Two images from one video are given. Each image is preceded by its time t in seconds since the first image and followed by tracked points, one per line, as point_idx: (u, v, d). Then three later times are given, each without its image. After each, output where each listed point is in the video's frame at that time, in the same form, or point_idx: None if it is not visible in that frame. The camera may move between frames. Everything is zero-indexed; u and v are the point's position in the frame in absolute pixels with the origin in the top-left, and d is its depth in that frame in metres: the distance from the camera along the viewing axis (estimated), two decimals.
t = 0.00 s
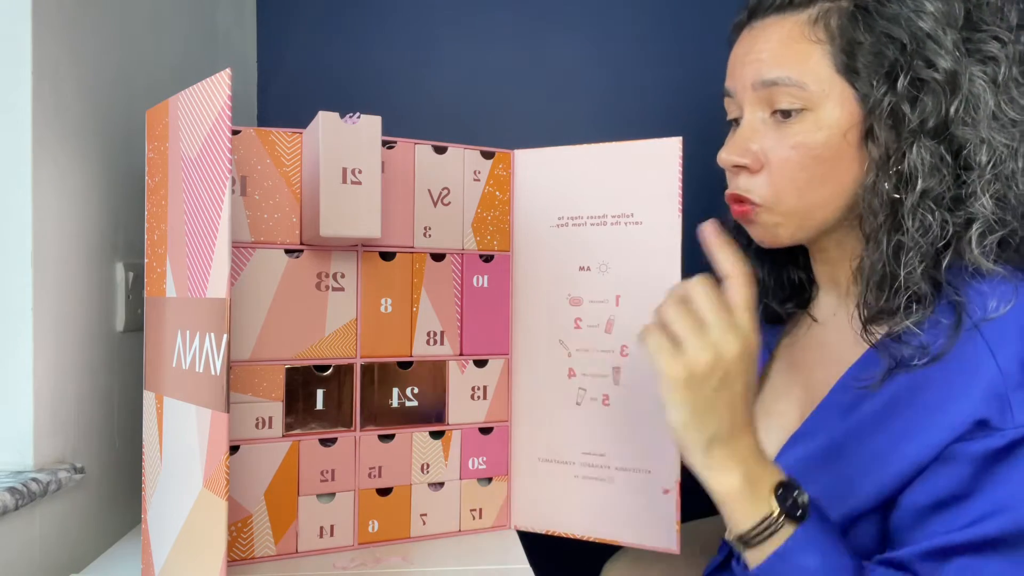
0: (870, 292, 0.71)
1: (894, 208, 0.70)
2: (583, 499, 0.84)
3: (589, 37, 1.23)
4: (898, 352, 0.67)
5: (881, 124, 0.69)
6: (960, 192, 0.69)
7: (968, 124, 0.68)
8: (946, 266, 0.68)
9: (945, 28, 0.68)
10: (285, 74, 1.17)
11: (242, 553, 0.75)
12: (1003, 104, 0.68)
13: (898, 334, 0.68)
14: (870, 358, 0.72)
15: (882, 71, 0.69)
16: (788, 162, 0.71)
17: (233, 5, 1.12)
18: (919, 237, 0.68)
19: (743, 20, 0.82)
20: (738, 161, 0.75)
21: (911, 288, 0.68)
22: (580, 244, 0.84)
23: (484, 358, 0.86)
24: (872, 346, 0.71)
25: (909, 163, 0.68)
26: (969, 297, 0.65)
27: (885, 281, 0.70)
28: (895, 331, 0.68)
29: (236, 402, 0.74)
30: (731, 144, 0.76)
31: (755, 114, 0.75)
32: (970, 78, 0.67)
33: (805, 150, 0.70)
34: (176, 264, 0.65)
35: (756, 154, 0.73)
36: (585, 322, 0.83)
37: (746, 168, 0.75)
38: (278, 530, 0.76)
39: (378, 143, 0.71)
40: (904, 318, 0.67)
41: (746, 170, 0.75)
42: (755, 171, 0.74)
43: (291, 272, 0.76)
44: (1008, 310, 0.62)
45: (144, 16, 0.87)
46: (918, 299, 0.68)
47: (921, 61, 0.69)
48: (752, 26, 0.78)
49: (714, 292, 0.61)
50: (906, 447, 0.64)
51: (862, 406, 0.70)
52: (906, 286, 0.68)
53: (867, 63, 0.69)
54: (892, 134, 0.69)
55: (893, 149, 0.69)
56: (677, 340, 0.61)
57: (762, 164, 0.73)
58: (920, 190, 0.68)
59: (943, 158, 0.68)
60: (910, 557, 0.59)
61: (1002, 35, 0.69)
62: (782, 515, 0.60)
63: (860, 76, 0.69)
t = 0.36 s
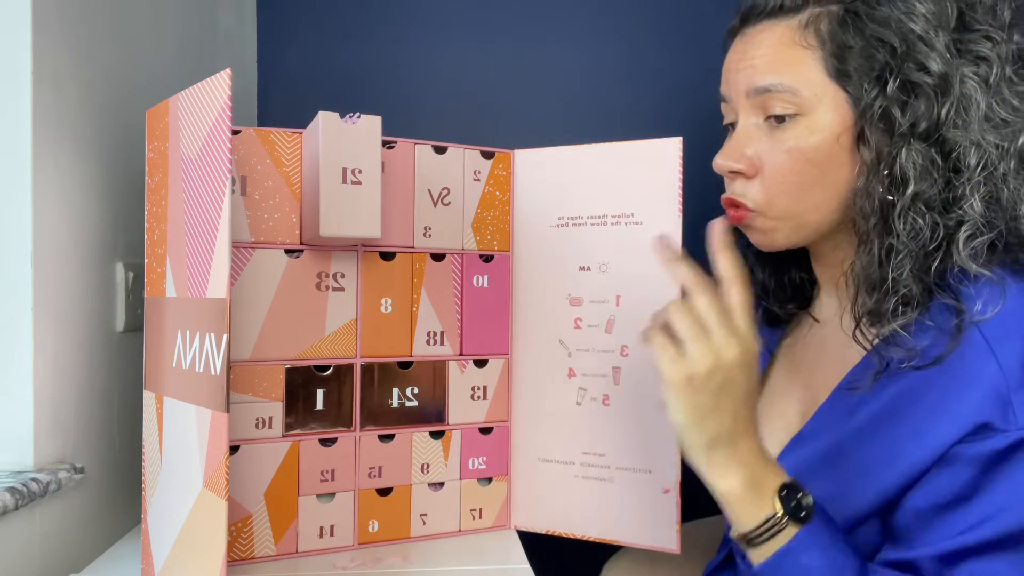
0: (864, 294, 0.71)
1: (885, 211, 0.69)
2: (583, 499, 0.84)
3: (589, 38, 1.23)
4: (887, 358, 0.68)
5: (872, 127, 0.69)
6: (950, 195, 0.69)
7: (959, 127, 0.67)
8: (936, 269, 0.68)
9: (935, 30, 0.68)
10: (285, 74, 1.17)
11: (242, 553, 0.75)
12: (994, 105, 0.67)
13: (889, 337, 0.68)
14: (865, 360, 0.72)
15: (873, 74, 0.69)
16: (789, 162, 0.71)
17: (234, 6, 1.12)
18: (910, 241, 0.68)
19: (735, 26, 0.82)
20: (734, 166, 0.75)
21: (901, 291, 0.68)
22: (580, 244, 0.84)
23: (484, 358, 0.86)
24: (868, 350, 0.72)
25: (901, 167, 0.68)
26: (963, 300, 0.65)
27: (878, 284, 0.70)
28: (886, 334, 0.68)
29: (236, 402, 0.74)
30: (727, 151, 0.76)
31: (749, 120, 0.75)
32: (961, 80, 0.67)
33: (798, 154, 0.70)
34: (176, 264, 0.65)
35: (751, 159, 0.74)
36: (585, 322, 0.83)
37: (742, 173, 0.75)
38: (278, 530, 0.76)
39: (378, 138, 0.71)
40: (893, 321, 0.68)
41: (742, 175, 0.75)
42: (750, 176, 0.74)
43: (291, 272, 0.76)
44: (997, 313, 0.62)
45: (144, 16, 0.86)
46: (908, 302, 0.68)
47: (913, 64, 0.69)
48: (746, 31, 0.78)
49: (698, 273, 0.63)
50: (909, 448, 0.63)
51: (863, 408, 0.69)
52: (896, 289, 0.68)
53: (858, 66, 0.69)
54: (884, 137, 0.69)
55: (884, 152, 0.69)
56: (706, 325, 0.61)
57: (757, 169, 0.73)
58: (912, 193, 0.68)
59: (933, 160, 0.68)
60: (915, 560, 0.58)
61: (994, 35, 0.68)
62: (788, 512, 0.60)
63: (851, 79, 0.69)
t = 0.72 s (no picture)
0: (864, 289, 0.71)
1: (886, 208, 0.69)
2: (583, 499, 0.84)
3: (589, 38, 1.23)
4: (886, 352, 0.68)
5: (874, 124, 0.69)
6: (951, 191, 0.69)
7: (960, 124, 0.68)
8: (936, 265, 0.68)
9: (936, 27, 0.68)
10: (285, 74, 1.17)
11: (242, 553, 0.75)
12: (995, 102, 0.68)
13: (889, 334, 0.68)
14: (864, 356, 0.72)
15: (874, 72, 0.69)
16: (790, 162, 0.70)
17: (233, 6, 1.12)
18: (911, 237, 0.68)
19: (738, 24, 0.82)
20: (734, 164, 0.75)
21: (902, 287, 0.68)
22: (580, 244, 0.84)
23: (484, 358, 0.86)
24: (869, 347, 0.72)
25: (902, 164, 0.68)
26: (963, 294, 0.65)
27: (877, 281, 0.70)
28: (886, 330, 0.68)
29: (236, 402, 0.74)
30: (727, 149, 0.76)
31: (751, 118, 0.75)
32: (962, 77, 0.67)
33: (800, 152, 0.70)
34: (176, 268, 0.65)
35: (753, 157, 0.73)
36: (585, 322, 0.83)
37: (743, 171, 0.74)
38: (278, 530, 0.76)
39: (378, 138, 0.71)
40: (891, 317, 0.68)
41: (743, 173, 0.75)
42: (752, 173, 0.74)
43: (291, 272, 0.76)
44: (997, 308, 0.62)
45: (144, 16, 0.87)
46: (908, 297, 0.68)
47: (913, 62, 0.69)
48: (746, 30, 0.78)
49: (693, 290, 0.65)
50: (906, 450, 0.63)
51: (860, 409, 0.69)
52: (897, 285, 0.68)
53: (859, 64, 0.69)
54: (886, 134, 0.69)
55: (885, 149, 0.69)
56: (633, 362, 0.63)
57: (758, 166, 0.73)
58: (913, 190, 0.68)
59: (934, 157, 0.68)
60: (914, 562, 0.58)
61: (994, 33, 0.68)
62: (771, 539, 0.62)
63: (852, 77, 0.69)
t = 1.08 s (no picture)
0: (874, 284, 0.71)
1: (894, 203, 0.70)
2: (583, 499, 0.84)
3: (588, 38, 1.23)
4: (897, 347, 0.67)
5: (880, 120, 0.69)
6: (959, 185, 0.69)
7: (966, 118, 0.68)
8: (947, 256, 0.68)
9: (941, 23, 0.68)
10: (285, 74, 1.17)
11: (242, 553, 0.75)
12: (1001, 97, 0.68)
13: (900, 328, 0.68)
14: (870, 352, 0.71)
15: (879, 69, 0.69)
16: (791, 159, 0.70)
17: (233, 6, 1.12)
18: (920, 231, 0.68)
19: (741, 24, 0.82)
20: (740, 162, 0.74)
21: (912, 281, 0.68)
22: (580, 244, 0.84)
23: (484, 358, 0.86)
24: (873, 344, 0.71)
25: (909, 159, 0.68)
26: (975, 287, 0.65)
27: (887, 276, 0.70)
28: (897, 325, 0.68)
29: (236, 402, 0.74)
30: (733, 147, 0.76)
31: (755, 115, 0.74)
32: (968, 72, 0.68)
33: (804, 148, 0.70)
34: (176, 266, 0.65)
35: (758, 155, 0.73)
36: (585, 322, 0.83)
37: (749, 169, 0.74)
38: (278, 530, 0.76)
39: (378, 138, 0.71)
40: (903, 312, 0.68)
41: (749, 171, 0.74)
42: (758, 172, 0.74)
43: (291, 273, 0.76)
44: (1010, 298, 0.63)
45: (145, 16, 0.87)
46: (919, 292, 0.68)
47: (919, 58, 0.69)
48: (750, 29, 0.78)
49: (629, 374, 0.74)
50: (905, 443, 0.62)
51: (863, 402, 0.68)
52: (907, 279, 0.68)
53: (864, 60, 0.69)
54: (892, 130, 0.69)
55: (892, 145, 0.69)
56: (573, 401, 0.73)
57: (763, 165, 0.73)
58: (921, 185, 0.68)
59: (941, 151, 0.69)
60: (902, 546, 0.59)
61: (999, 28, 0.69)
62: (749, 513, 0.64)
63: (857, 74, 0.69)
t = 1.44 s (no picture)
0: (870, 287, 0.71)
1: (889, 207, 0.69)
2: (583, 499, 0.84)
3: (588, 38, 1.23)
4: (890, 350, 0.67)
5: (872, 128, 0.69)
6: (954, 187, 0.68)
7: (958, 120, 0.67)
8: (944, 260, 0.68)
9: (925, 27, 0.68)
10: (285, 74, 1.17)
11: (242, 553, 0.75)
12: (991, 95, 0.67)
13: (896, 330, 0.67)
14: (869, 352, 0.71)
15: (868, 77, 0.69)
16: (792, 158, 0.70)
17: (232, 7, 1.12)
18: (916, 235, 0.68)
19: (729, 38, 0.83)
20: (742, 178, 0.75)
21: (909, 285, 0.68)
22: (580, 244, 0.84)
23: (484, 358, 0.86)
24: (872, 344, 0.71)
25: (903, 164, 0.68)
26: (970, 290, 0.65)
27: (883, 278, 0.70)
28: (893, 327, 0.68)
29: (236, 402, 0.74)
30: (733, 163, 0.76)
31: (752, 132, 0.75)
32: (957, 73, 0.67)
33: (803, 159, 0.70)
34: (176, 265, 0.65)
35: (759, 170, 0.73)
36: (585, 322, 0.83)
37: (751, 184, 0.75)
38: (278, 530, 0.76)
39: (378, 138, 0.71)
40: (898, 314, 0.68)
41: (752, 186, 0.75)
42: (761, 186, 0.74)
43: (292, 273, 0.76)
44: (1002, 301, 0.63)
45: (145, 15, 0.87)
46: (914, 293, 0.68)
47: (907, 63, 0.68)
48: (738, 45, 0.79)
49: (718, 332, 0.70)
50: (912, 446, 0.62)
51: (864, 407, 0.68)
52: (902, 282, 0.68)
53: (852, 70, 0.69)
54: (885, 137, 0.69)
55: (885, 151, 0.69)
56: (664, 351, 0.71)
57: (765, 178, 0.73)
58: (916, 189, 0.68)
59: (935, 155, 0.68)
60: (927, 563, 0.57)
61: (985, 25, 0.68)
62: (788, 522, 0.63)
63: (847, 84, 0.69)
